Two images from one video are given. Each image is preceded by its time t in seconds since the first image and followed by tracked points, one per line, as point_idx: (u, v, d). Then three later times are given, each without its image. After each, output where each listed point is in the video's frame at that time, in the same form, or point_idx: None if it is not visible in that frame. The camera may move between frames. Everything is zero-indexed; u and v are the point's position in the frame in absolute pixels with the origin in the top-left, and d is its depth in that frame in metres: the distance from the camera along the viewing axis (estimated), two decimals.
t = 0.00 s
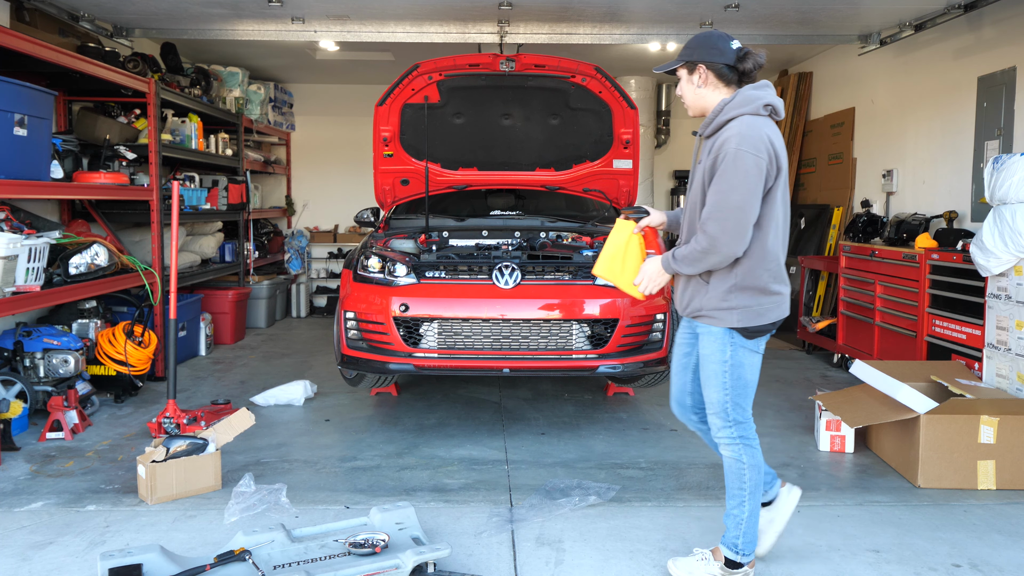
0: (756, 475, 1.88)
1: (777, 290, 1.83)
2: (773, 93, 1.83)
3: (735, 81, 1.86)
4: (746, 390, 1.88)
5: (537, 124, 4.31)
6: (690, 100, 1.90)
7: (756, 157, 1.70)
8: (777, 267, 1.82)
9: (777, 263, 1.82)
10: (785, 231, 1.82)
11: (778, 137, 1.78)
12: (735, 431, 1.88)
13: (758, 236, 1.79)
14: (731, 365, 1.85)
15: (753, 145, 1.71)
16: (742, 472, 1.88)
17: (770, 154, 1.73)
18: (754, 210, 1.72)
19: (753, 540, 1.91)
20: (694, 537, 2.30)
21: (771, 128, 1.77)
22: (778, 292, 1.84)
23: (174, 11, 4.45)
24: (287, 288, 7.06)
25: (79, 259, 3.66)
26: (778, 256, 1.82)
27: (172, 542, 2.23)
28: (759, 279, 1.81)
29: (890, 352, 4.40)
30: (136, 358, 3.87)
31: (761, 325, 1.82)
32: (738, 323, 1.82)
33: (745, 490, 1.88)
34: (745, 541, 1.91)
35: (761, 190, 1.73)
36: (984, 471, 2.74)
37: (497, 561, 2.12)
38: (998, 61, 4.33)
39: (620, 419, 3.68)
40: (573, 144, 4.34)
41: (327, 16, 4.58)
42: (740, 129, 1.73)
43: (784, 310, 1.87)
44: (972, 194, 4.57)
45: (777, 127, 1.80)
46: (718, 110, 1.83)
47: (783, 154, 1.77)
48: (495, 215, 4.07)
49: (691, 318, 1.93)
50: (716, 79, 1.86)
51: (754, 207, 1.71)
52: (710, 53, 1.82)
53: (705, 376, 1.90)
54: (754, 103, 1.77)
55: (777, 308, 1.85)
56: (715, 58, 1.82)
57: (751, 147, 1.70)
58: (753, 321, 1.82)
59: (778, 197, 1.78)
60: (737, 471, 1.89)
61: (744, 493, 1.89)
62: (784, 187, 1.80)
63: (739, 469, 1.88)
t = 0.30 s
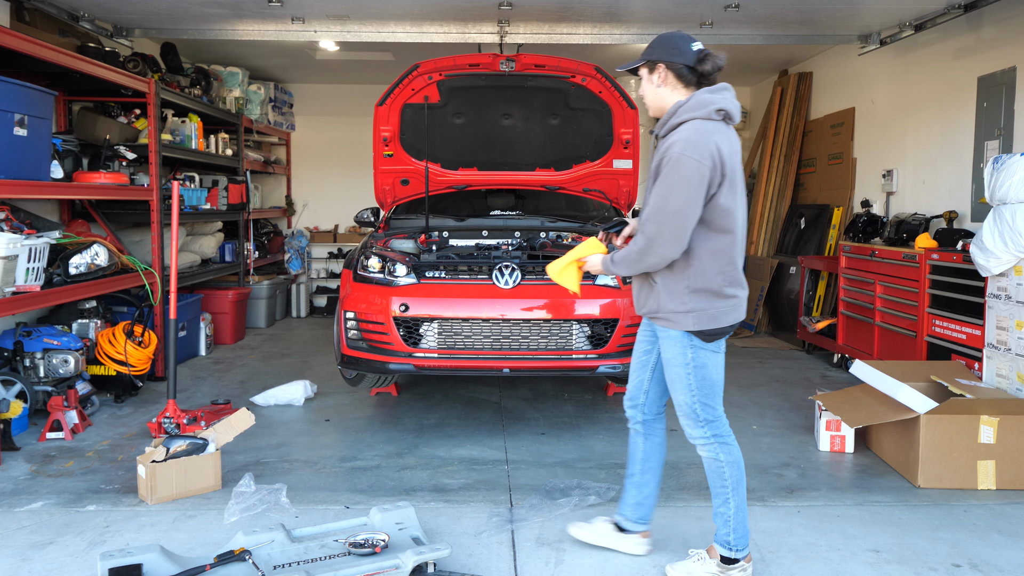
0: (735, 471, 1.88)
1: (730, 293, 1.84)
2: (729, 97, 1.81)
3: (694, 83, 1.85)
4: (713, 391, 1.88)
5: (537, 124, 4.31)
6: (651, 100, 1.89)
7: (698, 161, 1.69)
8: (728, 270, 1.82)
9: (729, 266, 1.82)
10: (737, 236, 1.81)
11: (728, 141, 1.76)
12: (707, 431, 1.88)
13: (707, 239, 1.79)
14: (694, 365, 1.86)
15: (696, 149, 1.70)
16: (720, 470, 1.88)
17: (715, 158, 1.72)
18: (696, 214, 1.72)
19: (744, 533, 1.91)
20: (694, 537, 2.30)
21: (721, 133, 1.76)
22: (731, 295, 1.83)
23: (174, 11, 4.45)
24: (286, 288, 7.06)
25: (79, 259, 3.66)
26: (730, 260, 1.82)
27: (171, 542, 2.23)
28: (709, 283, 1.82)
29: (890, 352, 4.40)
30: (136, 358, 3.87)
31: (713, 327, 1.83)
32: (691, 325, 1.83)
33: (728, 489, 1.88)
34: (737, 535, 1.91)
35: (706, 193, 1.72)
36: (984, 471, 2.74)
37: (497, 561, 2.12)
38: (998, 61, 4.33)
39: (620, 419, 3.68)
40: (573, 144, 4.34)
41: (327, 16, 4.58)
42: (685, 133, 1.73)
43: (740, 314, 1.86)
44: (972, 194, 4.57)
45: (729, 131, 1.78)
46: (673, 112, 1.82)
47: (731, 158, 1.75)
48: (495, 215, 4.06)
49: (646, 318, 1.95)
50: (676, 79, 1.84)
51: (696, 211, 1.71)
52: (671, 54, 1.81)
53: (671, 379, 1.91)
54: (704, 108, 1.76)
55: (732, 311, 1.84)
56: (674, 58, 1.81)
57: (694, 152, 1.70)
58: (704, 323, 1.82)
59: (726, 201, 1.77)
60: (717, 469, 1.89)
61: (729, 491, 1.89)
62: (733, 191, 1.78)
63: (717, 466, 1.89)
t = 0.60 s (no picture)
0: (696, 461, 1.87)
1: (667, 290, 1.85)
2: (655, 99, 1.84)
3: (622, 90, 1.88)
4: (658, 386, 1.88)
5: (537, 124, 4.30)
6: (582, 113, 1.91)
7: (624, 160, 1.71)
8: (663, 268, 1.83)
9: (664, 264, 1.83)
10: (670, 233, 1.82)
11: (654, 141, 1.78)
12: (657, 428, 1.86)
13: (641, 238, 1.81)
14: (636, 363, 1.86)
15: (622, 148, 1.72)
16: (680, 464, 1.86)
17: (641, 157, 1.73)
18: (625, 212, 1.73)
19: (725, 517, 1.91)
20: (694, 537, 2.30)
21: (647, 133, 1.78)
22: (667, 292, 1.84)
23: (174, 11, 4.45)
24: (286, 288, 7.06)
25: (79, 259, 3.66)
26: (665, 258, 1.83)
27: (171, 542, 2.23)
28: (644, 280, 1.83)
29: (890, 352, 4.40)
30: (136, 358, 3.87)
31: (650, 324, 1.84)
32: (628, 323, 1.84)
33: (691, 481, 1.86)
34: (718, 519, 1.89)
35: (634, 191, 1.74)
36: (984, 471, 2.74)
37: (497, 561, 2.12)
38: (998, 61, 4.33)
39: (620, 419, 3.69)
40: (573, 144, 4.35)
41: (327, 16, 4.58)
42: (612, 135, 1.75)
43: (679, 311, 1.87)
44: (972, 194, 4.57)
45: (656, 132, 1.80)
46: (601, 120, 1.85)
47: (659, 157, 1.77)
48: (495, 215, 4.06)
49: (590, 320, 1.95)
50: (604, 88, 1.87)
51: (625, 209, 1.73)
52: (595, 64, 1.84)
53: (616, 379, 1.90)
54: (629, 110, 1.79)
55: (669, 309, 1.85)
56: (598, 68, 1.84)
57: (621, 151, 1.72)
58: (641, 321, 1.83)
59: (654, 199, 1.78)
60: (676, 463, 1.87)
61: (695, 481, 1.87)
62: (663, 189, 1.80)
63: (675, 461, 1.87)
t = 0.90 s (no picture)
0: (563, 441, 1.93)
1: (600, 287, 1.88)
2: (593, 101, 1.89)
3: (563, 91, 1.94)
4: (543, 375, 1.92)
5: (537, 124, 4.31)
6: (527, 116, 1.96)
7: (559, 158, 1.73)
8: (589, 265, 1.86)
9: (590, 261, 1.85)
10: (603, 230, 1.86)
11: (590, 141, 1.82)
12: (536, 412, 1.93)
13: (570, 235, 1.82)
14: (521, 354, 1.91)
15: (557, 146, 1.74)
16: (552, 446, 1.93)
17: (575, 157, 1.76)
18: (559, 209, 1.75)
19: (606, 495, 1.96)
20: (694, 537, 2.30)
21: (583, 135, 1.81)
22: (592, 289, 1.86)
23: (174, 11, 4.45)
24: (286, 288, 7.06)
25: (79, 259, 3.66)
26: (591, 255, 1.85)
27: (172, 542, 2.23)
28: (571, 275, 1.85)
29: (891, 352, 4.40)
30: (136, 358, 3.87)
31: (568, 317, 1.85)
32: (545, 314, 1.85)
33: (561, 462, 1.94)
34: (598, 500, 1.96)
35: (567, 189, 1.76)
36: (984, 471, 2.74)
37: (497, 561, 2.13)
38: (998, 61, 4.33)
39: (620, 419, 3.69)
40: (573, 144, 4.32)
41: (327, 16, 4.58)
42: (548, 134, 1.78)
43: (601, 308, 1.89)
44: (972, 194, 4.57)
45: (592, 134, 1.84)
46: (543, 121, 1.89)
47: (593, 158, 1.80)
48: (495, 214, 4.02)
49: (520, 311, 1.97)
50: (546, 90, 1.93)
51: (560, 206, 1.75)
52: (535, 67, 1.90)
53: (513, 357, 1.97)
54: (566, 112, 1.83)
55: (593, 305, 1.87)
56: (538, 71, 1.89)
57: (555, 148, 1.74)
58: (562, 314, 1.85)
59: (586, 198, 1.80)
60: (544, 445, 1.95)
61: (568, 461, 1.94)
62: (597, 189, 1.83)
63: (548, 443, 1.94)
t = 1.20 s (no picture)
0: (462, 433, 2.10)
1: (546, 286, 1.95)
2: (542, 105, 1.94)
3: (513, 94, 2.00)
4: (475, 365, 2.04)
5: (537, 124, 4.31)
6: (479, 120, 2.04)
7: (501, 164, 1.81)
8: (534, 266, 1.93)
9: (534, 261, 1.93)
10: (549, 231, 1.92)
11: (535, 146, 1.88)
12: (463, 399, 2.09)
13: (515, 236, 1.90)
14: (459, 343, 2.06)
15: (500, 151, 1.81)
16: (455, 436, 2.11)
17: (518, 161, 1.83)
18: (503, 212, 1.84)
19: (448, 494, 2.18)
20: (695, 537, 2.30)
21: (528, 140, 1.87)
22: (536, 289, 1.94)
23: (174, 11, 4.45)
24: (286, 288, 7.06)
25: (79, 259, 3.66)
26: (536, 256, 1.93)
27: (172, 542, 2.23)
28: (515, 274, 1.93)
29: (890, 352, 4.40)
30: (136, 358, 3.87)
31: (507, 315, 1.94)
32: (486, 311, 1.96)
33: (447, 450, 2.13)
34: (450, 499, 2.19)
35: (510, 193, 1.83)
36: (984, 471, 2.74)
37: (497, 561, 2.13)
38: (998, 61, 4.33)
39: (620, 419, 3.69)
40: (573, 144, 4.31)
41: (327, 16, 4.58)
42: (493, 140, 1.85)
43: (544, 308, 1.96)
44: (972, 194, 4.57)
45: (539, 139, 1.90)
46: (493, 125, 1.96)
47: (537, 162, 1.86)
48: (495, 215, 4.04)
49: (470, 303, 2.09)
50: (498, 95, 2.00)
51: (503, 210, 1.83)
52: (485, 73, 1.97)
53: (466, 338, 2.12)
54: (513, 117, 1.89)
55: (537, 305, 1.95)
56: (487, 77, 1.96)
57: (498, 154, 1.81)
58: (504, 311, 1.94)
59: (530, 201, 1.87)
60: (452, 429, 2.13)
61: (459, 453, 2.12)
62: (543, 191, 1.89)
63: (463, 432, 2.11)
